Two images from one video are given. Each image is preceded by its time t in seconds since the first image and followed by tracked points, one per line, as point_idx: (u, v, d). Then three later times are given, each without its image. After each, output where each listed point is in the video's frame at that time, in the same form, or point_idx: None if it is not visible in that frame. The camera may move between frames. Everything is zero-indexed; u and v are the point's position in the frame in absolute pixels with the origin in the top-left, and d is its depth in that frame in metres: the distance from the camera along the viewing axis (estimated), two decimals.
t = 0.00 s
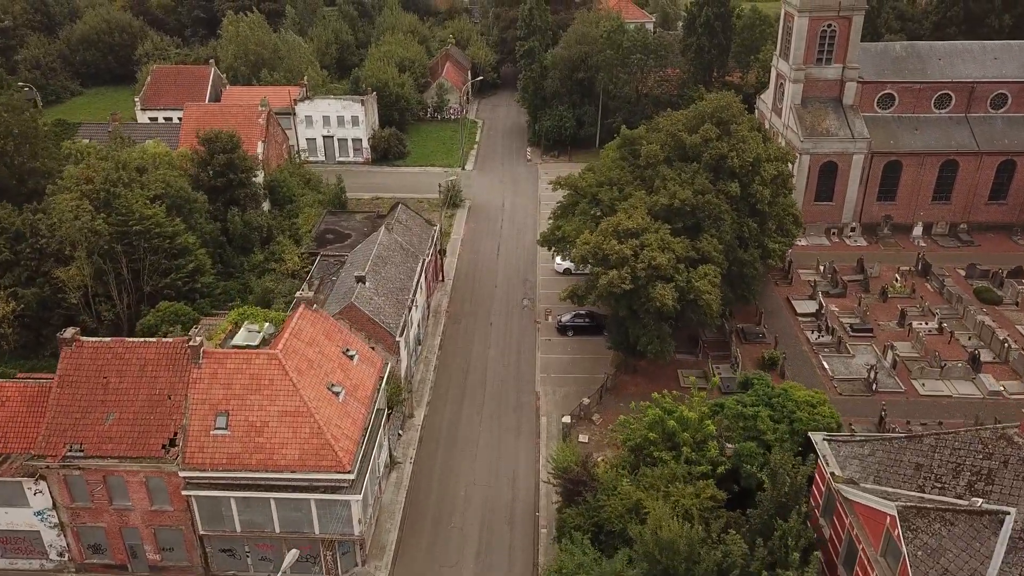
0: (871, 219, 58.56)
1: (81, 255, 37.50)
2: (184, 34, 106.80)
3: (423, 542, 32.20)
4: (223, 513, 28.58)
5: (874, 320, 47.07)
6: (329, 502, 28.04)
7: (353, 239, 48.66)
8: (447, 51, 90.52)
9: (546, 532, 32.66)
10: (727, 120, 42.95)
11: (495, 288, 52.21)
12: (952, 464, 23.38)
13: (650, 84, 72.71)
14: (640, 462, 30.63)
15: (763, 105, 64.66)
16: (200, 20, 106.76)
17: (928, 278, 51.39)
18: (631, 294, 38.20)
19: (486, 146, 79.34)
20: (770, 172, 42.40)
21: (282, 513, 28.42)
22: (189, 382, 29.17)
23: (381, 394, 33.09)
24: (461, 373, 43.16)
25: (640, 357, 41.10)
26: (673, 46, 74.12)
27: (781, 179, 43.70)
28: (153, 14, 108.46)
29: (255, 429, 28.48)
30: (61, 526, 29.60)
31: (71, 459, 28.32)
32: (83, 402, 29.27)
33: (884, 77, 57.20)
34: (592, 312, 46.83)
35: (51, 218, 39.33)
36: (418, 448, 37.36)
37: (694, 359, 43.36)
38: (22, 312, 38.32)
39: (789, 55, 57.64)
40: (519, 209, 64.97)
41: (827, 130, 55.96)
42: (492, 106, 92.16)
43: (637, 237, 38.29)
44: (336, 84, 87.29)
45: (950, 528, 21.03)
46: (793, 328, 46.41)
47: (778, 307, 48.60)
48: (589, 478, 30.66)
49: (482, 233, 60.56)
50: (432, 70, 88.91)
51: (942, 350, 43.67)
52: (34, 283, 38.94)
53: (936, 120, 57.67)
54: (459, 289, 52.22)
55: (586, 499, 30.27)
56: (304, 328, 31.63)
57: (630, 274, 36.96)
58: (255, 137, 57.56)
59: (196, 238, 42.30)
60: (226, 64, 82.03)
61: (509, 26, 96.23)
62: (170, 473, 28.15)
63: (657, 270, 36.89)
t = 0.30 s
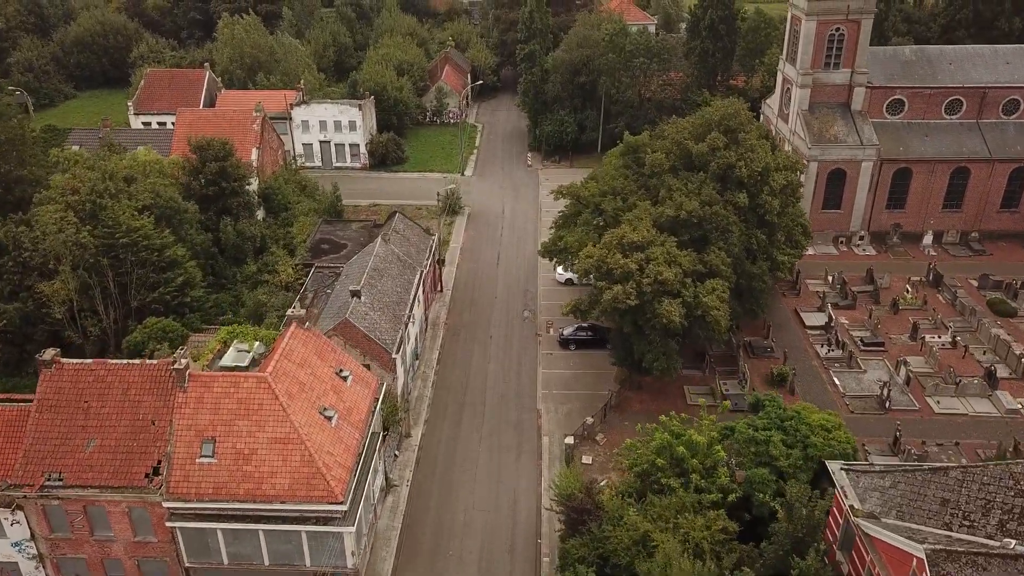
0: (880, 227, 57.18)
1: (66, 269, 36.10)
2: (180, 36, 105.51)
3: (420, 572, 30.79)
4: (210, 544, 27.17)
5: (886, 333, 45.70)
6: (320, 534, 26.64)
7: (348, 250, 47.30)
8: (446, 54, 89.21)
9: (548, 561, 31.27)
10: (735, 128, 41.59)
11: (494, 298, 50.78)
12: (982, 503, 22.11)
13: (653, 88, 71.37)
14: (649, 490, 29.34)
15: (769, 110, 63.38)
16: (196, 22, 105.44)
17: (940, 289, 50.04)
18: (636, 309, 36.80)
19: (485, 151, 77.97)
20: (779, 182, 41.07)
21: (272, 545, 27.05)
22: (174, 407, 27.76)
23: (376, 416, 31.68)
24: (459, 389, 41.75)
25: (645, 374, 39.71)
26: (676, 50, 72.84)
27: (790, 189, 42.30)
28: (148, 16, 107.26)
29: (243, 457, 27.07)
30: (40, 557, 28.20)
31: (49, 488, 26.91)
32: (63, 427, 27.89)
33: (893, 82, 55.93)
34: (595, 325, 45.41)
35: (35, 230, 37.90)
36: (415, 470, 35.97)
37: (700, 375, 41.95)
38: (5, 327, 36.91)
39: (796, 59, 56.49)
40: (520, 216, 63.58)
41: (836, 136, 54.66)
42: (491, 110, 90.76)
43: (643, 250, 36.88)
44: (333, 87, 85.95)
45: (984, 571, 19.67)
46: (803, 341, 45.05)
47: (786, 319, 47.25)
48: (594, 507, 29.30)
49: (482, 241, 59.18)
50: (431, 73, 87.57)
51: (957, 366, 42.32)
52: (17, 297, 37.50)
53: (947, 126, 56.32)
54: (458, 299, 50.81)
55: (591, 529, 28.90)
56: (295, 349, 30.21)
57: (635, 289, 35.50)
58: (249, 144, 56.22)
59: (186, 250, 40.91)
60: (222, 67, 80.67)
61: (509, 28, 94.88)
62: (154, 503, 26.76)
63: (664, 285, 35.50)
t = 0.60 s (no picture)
0: (891, 236, 55.66)
1: (48, 286, 34.50)
2: (175, 39, 103.91)
3: None
4: None
5: (900, 349, 44.18)
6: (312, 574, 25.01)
7: (344, 262, 45.80)
8: (445, 56, 87.68)
9: None
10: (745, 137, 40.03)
11: (495, 310, 49.20)
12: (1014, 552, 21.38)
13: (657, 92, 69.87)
14: (660, 523, 27.78)
15: (777, 116, 61.89)
16: (192, 23, 103.90)
17: (955, 302, 48.56)
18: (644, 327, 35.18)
19: (486, 156, 76.41)
20: (792, 193, 39.56)
21: None
22: (157, 438, 26.22)
23: (371, 443, 30.16)
24: (459, 408, 40.21)
25: (653, 394, 38.18)
26: (680, 53, 71.30)
27: (803, 201, 40.74)
28: (144, 17, 105.74)
29: (230, 492, 25.53)
30: None
31: (24, 525, 25.34)
32: (39, 459, 26.34)
33: (905, 88, 54.39)
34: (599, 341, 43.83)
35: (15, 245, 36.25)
36: (412, 496, 34.45)
37: (710, 394, 40.43)
38: None
39: (806, 64, 55.03)
40: (521, 224, 62.03)
41: (846, 143, 53.20)
42: (491, 114, 89.18)
43: (650, 266, 35.32)
44: (331, 91, 84.37)
45: None
46: (815, 357, 43.52)
47: (797, 334, 45.70)
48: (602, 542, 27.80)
49: (482, 250, 57.64)
50: (430, 76, 86.01)
51: (976, 384, 40.79)
52: None
53: (960, 133, 54.81)
54: (457, 312, 49.26)
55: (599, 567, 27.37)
56: (286, 374, 28.68)
57: (644, 308, 33.94)
58: (243, 151, 54.69)
59: (174, 265, 39.37)
60: (217, 71, 79.07)
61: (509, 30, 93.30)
62: (135, 541, 25.19)
63: (673, 303, 33.95)
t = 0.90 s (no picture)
0: (904, 247, 54.11)
1: (30, 304, 32.82)
2: (171, 41, 102.39)
3: None
4: None
5: (917, 366, 42.61)
6: None
7: (341, 275, 44.26)
8: (445, 60, 86.18)
9: None
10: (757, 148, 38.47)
11: (497, 324, 47.64)
12: None
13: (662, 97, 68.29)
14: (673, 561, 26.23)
15: (785, 122, 60.35)
16: (188, 26, 102.35)
17: (971, 316, 47.04)
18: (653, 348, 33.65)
19: (486, 162, 74.86)
20: (806, 206, 38.03)
21: None
22: (139, 473, 24.67)
23: (367, 473, 28.62)
24: (459, 430, 38.67)
25: (662, 415, 36.65)
26: (686, 57, 69.75)
27: (817, 214, 39.21)
28: (139, 19, 104.12)
29: (216, 531, 23.94)
30: None
31: None
32: (13, 496, 24.77)
33: (918, 94, 52.88)
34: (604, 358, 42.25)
35: None
36: (411, 525, 32.88)
37: (720, 414, 38.86)
38: None
39: (815, 70, 53.59)
40: (523, 233, 60.48)
41: (858, 151, 51.66)
42: (492, 117, 87.65)
43: (660, 284, 33.77)
44: (328, 95, 82.88)
45: None
46: (829, 375, 41.96)
47: (809, 350, 44.15)
48: None
49: (483, 260, 56.09)
50: (430, 80, 84.52)
51: (997, 404, 39.24)
52: None
53: (975, 140, 53.29)
54: (457, 326, 47.71)
55: None
56: (277, 402, 27.16)
57: (654, 328, 32.39)
58: (237, 159, 53.24)
59: (163, 281, 37.87)
60: (212, 74, 77.51)
61: (510, 33, 91.77)
62: None
63: (684, 323, 32.40)
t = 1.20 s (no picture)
0: (916, 256, 52.76)
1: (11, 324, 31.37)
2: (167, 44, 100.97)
3: None
4: None
5: (933, 383, 41.18)
6: None
7: (338, 288, 42.87)
8: (445, 62, 84.82)
9: None
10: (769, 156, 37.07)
11: (498, 337, 46.24)
12: None
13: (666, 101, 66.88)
14: None
15: (793, 127, 58.97)
16: (184, 27, 100.92)
17: (988, 329, 45.67)
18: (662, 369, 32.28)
19: (487, 167, 73.47)
20: (819, 218, 36.64)
21: None
22: (121, 509, 23.28)
23: (364, 505, 27.22)
24: (460, 450, 37.27)
25: (671, 437, 35.23)
26: (691, 60, 68.35)
27: (830, 226, 37.84)
28: (135, 21, 102.74)
29: (202, 572, 22.52)
30: None
31: None
32: None
33: (930, 99, 51.60)
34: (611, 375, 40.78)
35: None
36: (410, 554, 31.50)
37: (731, 433, 37.48)
38: None
39: (826, 75, 52.27)
40: (525, 241, 59.09)
41: (869, 159, 50.28)
42: (493, 121, 86.25)
43: (670, 302, 32.34)
44: (326, 99, 81.46)
45: None
46: (842, 392, 40.57)
47: (821, 365, 42.76)
48: None
49: (484, 270, 54.72)
50: (430, 83, 83.18)
51: (1017, 423, 37.89)
52: None
53: (989, 147, 51.97)
54: (457, 339, 46.32)
55: None
56: (268, 432, 25.76)
57: (663, 348, 31.01)
58: (232, 167, 51.90)
59: (152, 297, 36.41)
60: (207, 78, 76.11)
61: (511, 35, 90.36)
62: None
63: (696, 344, 31.00)
